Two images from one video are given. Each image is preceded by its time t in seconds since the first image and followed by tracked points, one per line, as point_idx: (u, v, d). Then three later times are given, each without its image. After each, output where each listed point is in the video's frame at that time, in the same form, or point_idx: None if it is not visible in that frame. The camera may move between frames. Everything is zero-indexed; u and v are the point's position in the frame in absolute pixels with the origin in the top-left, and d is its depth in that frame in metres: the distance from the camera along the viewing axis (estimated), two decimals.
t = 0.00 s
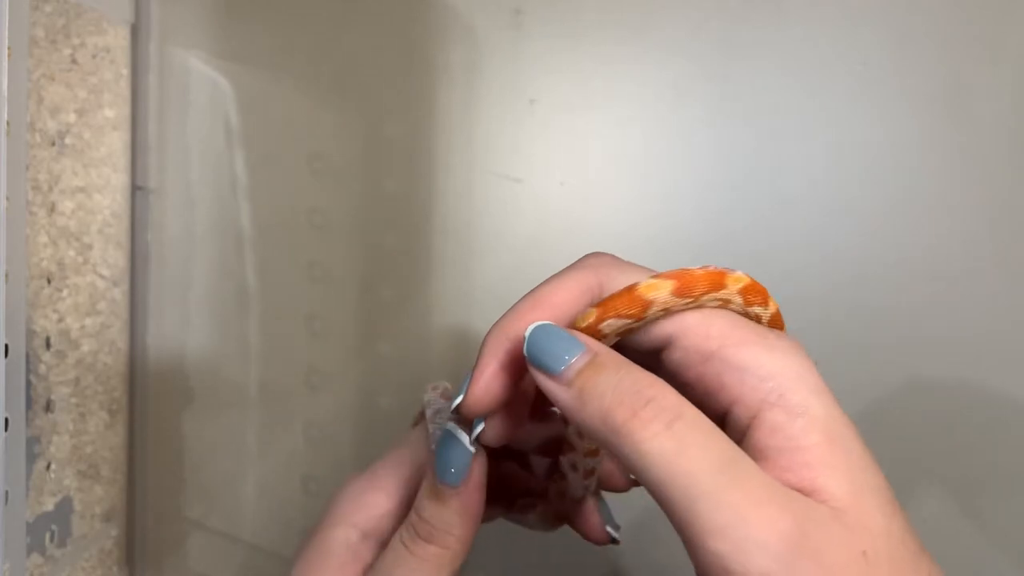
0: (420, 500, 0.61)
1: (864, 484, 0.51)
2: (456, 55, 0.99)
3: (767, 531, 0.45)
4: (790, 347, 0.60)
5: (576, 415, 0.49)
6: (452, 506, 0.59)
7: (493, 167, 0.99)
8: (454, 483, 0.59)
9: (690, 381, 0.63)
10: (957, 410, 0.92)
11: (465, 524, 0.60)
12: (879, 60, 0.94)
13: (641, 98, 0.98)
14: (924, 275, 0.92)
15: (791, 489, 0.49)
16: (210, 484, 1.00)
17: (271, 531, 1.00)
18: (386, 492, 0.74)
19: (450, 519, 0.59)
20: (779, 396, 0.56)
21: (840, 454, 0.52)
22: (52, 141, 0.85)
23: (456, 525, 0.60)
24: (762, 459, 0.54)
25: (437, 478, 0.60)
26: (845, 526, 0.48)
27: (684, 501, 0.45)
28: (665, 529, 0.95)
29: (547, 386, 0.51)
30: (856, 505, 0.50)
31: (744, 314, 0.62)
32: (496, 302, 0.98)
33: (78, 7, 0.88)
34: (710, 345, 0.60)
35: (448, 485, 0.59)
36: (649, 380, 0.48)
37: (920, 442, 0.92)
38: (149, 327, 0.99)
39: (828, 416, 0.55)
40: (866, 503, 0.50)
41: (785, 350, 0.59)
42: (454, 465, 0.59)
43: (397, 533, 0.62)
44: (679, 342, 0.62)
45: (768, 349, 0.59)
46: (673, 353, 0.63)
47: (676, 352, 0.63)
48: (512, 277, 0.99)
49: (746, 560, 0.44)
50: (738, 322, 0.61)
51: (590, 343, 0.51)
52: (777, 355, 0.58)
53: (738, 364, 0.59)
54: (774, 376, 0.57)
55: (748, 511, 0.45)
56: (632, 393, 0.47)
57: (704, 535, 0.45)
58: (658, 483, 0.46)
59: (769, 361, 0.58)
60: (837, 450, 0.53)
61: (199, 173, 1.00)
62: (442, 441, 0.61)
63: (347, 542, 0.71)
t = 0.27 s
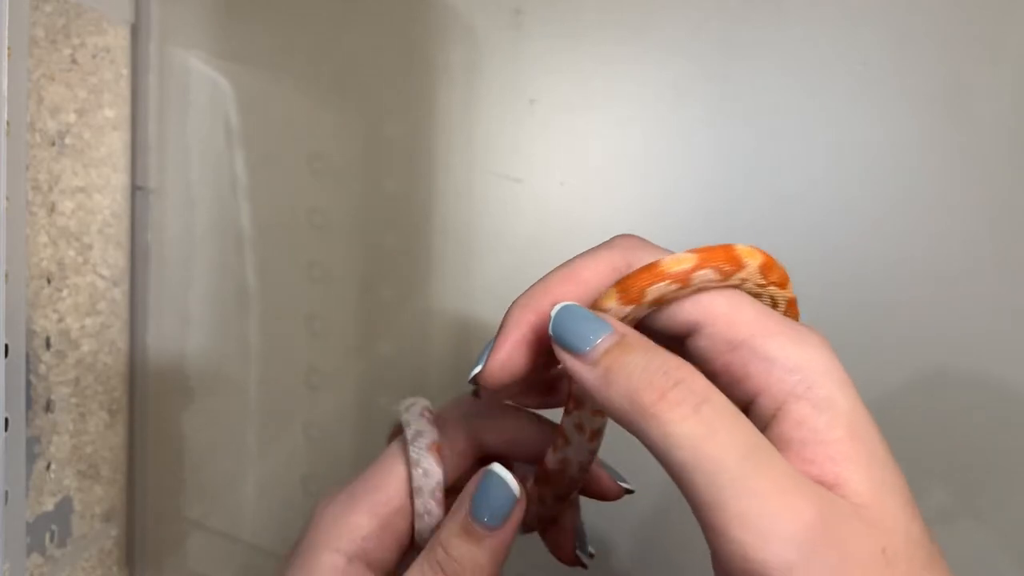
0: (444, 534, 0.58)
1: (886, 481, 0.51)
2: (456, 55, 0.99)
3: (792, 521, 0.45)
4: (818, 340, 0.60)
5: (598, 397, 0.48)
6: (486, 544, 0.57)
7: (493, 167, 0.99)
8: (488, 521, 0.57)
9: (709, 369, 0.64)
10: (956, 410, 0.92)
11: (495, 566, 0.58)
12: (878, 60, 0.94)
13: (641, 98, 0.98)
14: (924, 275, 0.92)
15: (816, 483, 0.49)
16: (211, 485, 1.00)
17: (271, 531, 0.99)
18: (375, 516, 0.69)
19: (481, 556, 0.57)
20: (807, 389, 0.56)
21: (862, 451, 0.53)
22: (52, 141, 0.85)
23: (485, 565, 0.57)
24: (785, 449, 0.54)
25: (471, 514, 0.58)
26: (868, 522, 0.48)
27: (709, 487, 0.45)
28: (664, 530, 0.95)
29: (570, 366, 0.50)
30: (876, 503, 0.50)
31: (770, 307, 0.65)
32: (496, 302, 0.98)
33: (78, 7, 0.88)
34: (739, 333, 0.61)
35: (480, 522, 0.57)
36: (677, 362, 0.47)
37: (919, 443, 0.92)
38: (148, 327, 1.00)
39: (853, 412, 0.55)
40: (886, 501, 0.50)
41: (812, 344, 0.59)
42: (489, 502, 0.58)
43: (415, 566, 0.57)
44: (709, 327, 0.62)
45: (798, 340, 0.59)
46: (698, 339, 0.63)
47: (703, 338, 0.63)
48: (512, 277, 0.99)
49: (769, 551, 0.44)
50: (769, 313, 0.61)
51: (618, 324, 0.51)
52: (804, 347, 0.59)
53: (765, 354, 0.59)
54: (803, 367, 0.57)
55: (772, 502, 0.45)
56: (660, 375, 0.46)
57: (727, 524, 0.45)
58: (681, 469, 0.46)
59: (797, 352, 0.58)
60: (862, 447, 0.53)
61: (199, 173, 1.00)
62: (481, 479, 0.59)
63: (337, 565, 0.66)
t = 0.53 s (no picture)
0: (445, 539, 0.58)
1: (902, 487, 0.51)
2: (456, 55, 0.99)
3: (809, 530, 0.44)
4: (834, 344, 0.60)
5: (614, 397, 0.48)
6: (486, 550, 0.57)
7: (492, 167, 0.99)
8: (491, 527, 0.57)
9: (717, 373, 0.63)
10: (956, 410, 0.92)
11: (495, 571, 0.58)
12: (878, 61, 0.94)
13: (641, 98, 0.98)
14: (924, 275, 0.92)
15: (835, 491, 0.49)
16: (211, 485, 1.00)
17: (271, 531, 0.99)
18: (372, 526, 0.70)
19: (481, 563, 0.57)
20: (824, 393, 0.56)
21: (877, 456, 0.53)
22: (52, 141, 0.85)
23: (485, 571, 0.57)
24: (800, 452, 0.54)
25: (474, 519, 0.57)
26: (886, 529, 0.48)
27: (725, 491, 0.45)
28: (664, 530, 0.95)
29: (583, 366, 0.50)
30: (893, 510, 0.50)
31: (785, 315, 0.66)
32: (495, 302, 0.98)
33: (78, 7, 0.89)
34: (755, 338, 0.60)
35: (482, 527, 0.57)
36: (694, 362, 0.47)
37: (919, 443, 0.92)
38: (149, 327, 1.00)
39: (869, 417, 0.55)
40: (903, 506, 0.50)
41: (829, 346, 0.59)
42: (492, 508, 0.58)
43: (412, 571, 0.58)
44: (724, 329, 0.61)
45: (814, 343, 0.59)
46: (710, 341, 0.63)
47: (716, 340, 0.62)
48: (512, 277, 0.98)
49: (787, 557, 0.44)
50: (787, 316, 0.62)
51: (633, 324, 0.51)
52: (821, 350, 0.59)
53: (783, 357, 0.59)
54: (821, 370, 0.57)
55: (793, 507, 0.44)
56: (679, 376, 0.46)
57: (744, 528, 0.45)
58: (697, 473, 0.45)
59: (814, 356, 0.58)
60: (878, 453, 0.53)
61: (199, 173, 1.00)
62: (482, 481, 0.59)
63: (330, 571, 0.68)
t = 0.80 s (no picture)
0: (455, 538, 0.58)
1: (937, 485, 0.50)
2: (456, 55, 0.99)
3: (858, 528, 0.42)
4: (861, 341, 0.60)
5: (648, 396, 0.45)
6: (496, 546, 0.57)
7: (493, 167, 0.99)
8: (501, 523, 0.57)
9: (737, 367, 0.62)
10: (956, 410, 0.92)
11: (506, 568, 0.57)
12: (878, 61, 0.94)
13: (641, 98, 0.98)
14: (924, 275, 0.92)
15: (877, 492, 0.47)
16: (211, 485, 1.00)
17: (271, 531, 0.99)
18: (390, 532, 0.69)
19: (491, 558, 0.56)
20: (858, 390, 0.56)
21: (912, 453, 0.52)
22: (52, 141, 0.85)
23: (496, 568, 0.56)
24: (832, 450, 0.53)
25: (484, 515, 0.58)
26: (927, 530, 0.46)
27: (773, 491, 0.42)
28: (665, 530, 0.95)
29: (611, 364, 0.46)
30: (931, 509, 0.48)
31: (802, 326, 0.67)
32: (496, 303, 0.98)
33: (78, 7, 0.89)
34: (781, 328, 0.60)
35: (493, 523, 0.57)
36: (732, 359, 0.45)
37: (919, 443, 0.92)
38: (149, 327, 1.00)
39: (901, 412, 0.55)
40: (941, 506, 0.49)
41: (856, 340, 0.59)
42: (501, 504, 0.58)
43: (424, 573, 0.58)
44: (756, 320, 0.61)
45: (842, 339, 0.59)
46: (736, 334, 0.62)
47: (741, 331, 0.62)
48: (513, 277, 0.98)
49: (838, 559, 0.42)
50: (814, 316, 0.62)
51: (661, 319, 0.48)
52: (849, 347, 0.59)
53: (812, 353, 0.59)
54: (852, 366, 0.57)
55: (840, 509, 0.42)
56: (718, 370, 0.44)
57: (792, 530, 0.42)
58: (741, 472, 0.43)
59: (843, 353, 0.58)
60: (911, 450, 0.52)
61: (199, 173, 1.00)
62: (493, 478, 0.59)
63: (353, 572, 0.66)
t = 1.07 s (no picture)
0: (452, 532, 0.58)
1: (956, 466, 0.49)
2: (455, 55, 0.99)
3: (937, 498, 0.40)
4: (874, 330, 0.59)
5: (724, 362, 0.40)
6: (490, 542, 0.56)
7: (492, 167, 0.99)
8: (495, 517, 0.56)
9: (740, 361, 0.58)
10: (956, 410, 0.91)
11: (500, 561, 0.57)
12: (879, 60, 0.93)
13: (641, 97, 0.97)
14: (925, 275, 0.92)
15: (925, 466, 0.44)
16: (212, 485, 1.00)
17: (271, 531, 0.99)
18: (401, 534, 0.68)
19: (484, 556, 0.56)
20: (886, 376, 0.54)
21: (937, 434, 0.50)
22: (51, 141, 0.85)
23: (489, 561, 0.56)
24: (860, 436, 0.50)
25: (476, 508, 0.57)
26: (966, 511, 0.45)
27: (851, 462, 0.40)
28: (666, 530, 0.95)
29: (681, 329, 0.40)
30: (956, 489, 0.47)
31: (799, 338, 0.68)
32: (496, 303, 0.98)
33: (77, 7, 0.88)
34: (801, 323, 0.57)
35: (486, 517, 0.56)
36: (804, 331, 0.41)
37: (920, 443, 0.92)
38: (148, 326, 1.00)
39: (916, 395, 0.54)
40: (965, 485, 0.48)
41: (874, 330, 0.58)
42: (496, 498, 0.57)
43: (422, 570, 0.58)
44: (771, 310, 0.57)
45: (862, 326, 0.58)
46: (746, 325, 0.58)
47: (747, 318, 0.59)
48: (513, 277, 0.98)
49: (916, 531, 0.40)
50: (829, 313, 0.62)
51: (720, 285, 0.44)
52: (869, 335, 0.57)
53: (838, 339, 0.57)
54: (875, 351, 0.56)
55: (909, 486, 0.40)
56: (795, 336, 0.40)
57: (870, 502, 0.40)
58: (819, 438, 0.40)
59: (866, 338, 0.57)
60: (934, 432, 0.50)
61: (199, 172, 1.00)
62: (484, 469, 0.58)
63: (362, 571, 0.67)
